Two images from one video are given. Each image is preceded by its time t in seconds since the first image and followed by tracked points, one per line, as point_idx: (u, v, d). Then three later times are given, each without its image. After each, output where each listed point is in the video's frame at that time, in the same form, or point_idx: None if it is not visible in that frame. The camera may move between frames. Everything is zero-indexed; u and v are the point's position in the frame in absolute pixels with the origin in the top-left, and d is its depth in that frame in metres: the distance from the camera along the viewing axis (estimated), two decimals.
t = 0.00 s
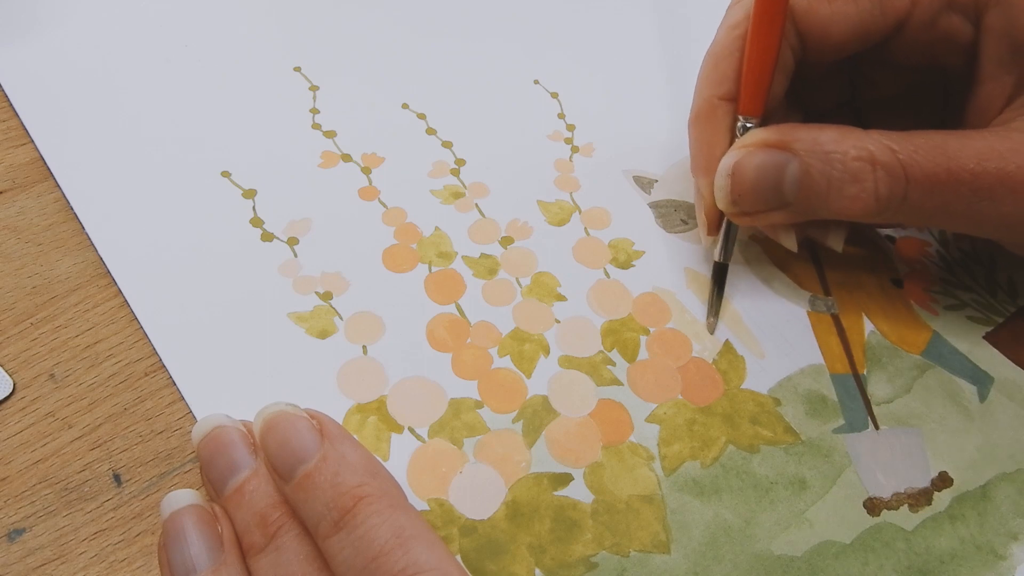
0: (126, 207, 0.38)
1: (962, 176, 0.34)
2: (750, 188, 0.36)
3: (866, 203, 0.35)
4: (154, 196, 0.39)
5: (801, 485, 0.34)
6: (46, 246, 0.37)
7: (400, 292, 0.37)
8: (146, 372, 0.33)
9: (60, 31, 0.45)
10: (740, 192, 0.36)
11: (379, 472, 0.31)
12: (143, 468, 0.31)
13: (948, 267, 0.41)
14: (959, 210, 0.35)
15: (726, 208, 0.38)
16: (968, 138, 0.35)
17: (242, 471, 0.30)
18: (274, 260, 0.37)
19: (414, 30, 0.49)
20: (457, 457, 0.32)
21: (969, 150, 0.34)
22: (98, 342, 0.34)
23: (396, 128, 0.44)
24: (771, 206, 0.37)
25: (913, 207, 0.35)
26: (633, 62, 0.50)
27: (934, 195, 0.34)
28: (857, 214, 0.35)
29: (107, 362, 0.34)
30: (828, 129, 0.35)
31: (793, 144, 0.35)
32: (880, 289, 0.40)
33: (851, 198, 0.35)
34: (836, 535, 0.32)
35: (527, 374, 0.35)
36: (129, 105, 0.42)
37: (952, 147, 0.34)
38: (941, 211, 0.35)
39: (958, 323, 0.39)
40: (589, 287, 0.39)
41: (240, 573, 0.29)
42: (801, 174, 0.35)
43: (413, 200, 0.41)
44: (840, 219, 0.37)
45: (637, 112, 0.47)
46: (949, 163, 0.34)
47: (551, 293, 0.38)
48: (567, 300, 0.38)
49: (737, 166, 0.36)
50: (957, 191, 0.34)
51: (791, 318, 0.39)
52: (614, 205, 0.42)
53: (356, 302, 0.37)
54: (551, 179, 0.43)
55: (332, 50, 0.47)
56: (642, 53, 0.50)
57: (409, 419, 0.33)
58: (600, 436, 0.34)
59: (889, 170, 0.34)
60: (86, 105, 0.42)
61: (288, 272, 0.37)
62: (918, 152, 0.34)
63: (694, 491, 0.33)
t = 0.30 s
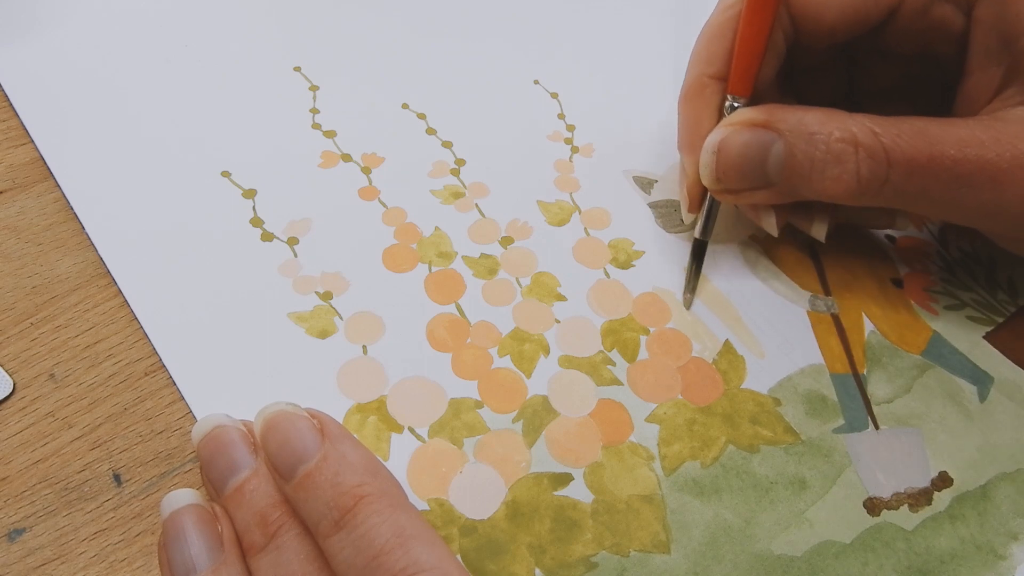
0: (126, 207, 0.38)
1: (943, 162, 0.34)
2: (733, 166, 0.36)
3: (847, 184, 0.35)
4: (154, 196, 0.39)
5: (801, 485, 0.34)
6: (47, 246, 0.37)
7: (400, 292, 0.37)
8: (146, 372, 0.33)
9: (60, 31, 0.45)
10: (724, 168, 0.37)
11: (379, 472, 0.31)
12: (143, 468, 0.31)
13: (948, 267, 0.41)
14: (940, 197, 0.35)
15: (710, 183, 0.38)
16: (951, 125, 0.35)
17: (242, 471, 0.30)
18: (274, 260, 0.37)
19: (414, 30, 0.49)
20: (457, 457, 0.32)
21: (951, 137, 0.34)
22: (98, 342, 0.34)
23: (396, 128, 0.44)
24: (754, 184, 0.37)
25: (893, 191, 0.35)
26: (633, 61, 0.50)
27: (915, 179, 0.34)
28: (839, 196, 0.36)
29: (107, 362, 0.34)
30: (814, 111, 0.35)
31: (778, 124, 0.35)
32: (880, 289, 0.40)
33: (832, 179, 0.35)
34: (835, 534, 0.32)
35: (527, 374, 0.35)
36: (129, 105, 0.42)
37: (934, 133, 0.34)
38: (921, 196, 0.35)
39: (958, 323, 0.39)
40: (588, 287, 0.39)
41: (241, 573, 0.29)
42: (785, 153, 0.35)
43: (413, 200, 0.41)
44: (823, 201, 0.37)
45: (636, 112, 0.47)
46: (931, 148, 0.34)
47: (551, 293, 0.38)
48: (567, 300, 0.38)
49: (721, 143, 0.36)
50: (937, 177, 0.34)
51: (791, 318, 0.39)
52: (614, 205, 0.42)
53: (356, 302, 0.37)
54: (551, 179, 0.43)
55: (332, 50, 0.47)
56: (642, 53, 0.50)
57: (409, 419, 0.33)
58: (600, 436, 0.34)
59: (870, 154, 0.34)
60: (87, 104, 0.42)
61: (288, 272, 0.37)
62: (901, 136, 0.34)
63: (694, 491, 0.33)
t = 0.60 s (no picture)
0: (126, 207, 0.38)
1: (992, 127, 0.32)
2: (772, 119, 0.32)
3: (888, 145, 0.32)
4: (154, 196, 0.39)
5: (801, 485, 0.34)
6: (46, 246, 0.37)
7: (400, 292, 0.37)
8: (146, 372, 0.33)
9: (58, 31, 0.45)
10: (757, 123, 0.33)
11: (379, 472, 0.31)
12: (143, 468, 0.31)
13: (948, 267, 0.42)
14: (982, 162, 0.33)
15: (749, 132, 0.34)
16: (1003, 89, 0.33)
17: (242, 471, 0.30)
18: (274, 260, 0.37)
19: (414, 29, 0.49)
20: (457, 456, 0.32)
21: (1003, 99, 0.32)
22: (97, 342, 0.34)
23: (396, 128, 0.44)
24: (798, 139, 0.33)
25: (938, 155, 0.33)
26: (633, 61, 0.50)
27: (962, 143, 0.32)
28: (883, 157, 0.33)
29: (107, 362, 0.34)
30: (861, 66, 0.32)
31: (827, 74, 0.31)
32: (880, 289, 0.40)
33: (875, 139, 0.32)
34: (835, 534, 0.32)
35: (527, 374, 0.35)
36: (129, 105, 0.42)
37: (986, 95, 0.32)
38: (967, 162, 0.33)
39: (958, 323, 0.39)
40: (589, 287, 0.39)
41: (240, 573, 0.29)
42: (829, 110, 0.31)
43: (413, 200, 0.41)
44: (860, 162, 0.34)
45: (636, 112, 0.47)
46: (982, 110, 0.32)
47: (551, 293, 0.38)
48: (567, 300, 0.38)
49: (756, 95, 0.33)
50: (985, 140, 0.32)
51: (791, 318, 0.39)
52: (614, 205, 0.42)
53: (356, 303, 0.36)
54: (551, 179, 0.43)
55: (332, 50, 0.47)
56: (642, 53, 0.50)
57: (409, 419, 0.33)
58: (600, 436, 0.34)
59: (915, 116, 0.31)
60: (87, 104, 0.42)
61: (288, 272, 0.37)
62: (952, 94, 0.31)
63: (695, 491, 0.33)
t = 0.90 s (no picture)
0: (126, 208, 0.38)
1: None
2: None
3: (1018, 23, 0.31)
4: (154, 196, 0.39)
5: (801, 485, 0.34)
6: (46, 247, 0.37)
7: (400, 292, 0.37)
8: (146, 372, 0.33)
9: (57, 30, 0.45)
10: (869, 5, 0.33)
11: (379, 472, 0.31)
12: (143, 468, 0.31)
13: (948, 267, 0.41)
14: None
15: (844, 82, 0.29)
16: None
17: (241, 470, 0.30)
18: (274, 260, 0.37)
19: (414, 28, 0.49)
20: (457, 456, 0.33)
21: None
22: (98, 342, 0.34)
23: (396, 128, 0.44)
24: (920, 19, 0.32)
25: None
26: (634, 60, 0.50)
27: None
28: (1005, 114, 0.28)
29: (107, 362, 0.34)
30: None
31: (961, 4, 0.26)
32: (880, 288, 0.40)
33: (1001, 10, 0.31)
34: (835, 535, 0.32)
35: (527, 374, 0.35)
36: (130, 105, 0.42)
37: None
38: None
39: (958, 323, 0.39)
40: (589, 287, 0.39)
41: (240, 573, 0.29)
42: None
43: (413, 200, 0.41)
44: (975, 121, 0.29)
45: (637, 111, 0.47)
46: None
47: (551, 293, 0.38)
48: (567, 300, 0.38)
49: None
50: None
51: (792, 318, 0.39)
52: (614, 204, 0.42)
53: (356, 303, 0.37)
54: (551, 179, 0.43)
55: (332, 50, 0.47)
56: (643, 51, 0.50)
57: (409, 419, 0.33)
58: (600, 436, 0.34)
59: None
60: (87, 104, 0.42)
61: (288, 272, 0.37)
62: None
63: (694, 491, 0.33)
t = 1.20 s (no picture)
0: (126, 207, 0.38)
1: None
2: None
3: None
4: (154, 196, 0.39)
5: (801, 485, 0.34)
6: (46, 247, 0.37)
7: (400, 292, 0.37)
8: (146, 372, 0.33)
9: (57, 30, 0.45)
10: None
11: (379, 472, 0.30)
12: (143, 468, 0.31)
13: (949, 267, 0.41)
14: None
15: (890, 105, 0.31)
16: None
17: (241, 471, 0.30)
18: (274, 260, 0.37)
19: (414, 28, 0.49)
20: (457, 456, 0.33)
21: None
22: (98, 342, 0.34)
23: (396, 128, 0.44)
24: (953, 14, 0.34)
25: None
26: (634, 60, 0.50)
27: None
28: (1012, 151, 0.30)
29: (107, 361, 0.34)
30: None
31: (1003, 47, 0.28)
32: (880, 288, 0.40)
33: None
34: (835, 535, 0.32)
35: (527, 374, 0.35)
36: (129, 105, 0.42)
37: None
38: None
39: (958, 323, 0.39)
40: (589, 287, 0.39)
41: (241, 573, 0.29)
42: None
43: (413, 200, 0.41)
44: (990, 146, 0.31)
45: (637, 110, 0.47)
46: None
47: (551, 293, 0.38)
48: (567, 300, 0.38)
49: None
50: None
51: (792, 318, 0.39)
52: (614, 204, 0.42)
53: (356, 303, 0.36)
54: (551, 179, 0.43)
55: (332, 50, 0.47)
56: (643, 51, 0.50)
57: (409, 419, 0.33)
58: (600, 436, 0.34)
59: None
60: (87, 104, 0.42)
61: (287, 272, 0.37)
62: None
63: (695, 491, 0.33)
